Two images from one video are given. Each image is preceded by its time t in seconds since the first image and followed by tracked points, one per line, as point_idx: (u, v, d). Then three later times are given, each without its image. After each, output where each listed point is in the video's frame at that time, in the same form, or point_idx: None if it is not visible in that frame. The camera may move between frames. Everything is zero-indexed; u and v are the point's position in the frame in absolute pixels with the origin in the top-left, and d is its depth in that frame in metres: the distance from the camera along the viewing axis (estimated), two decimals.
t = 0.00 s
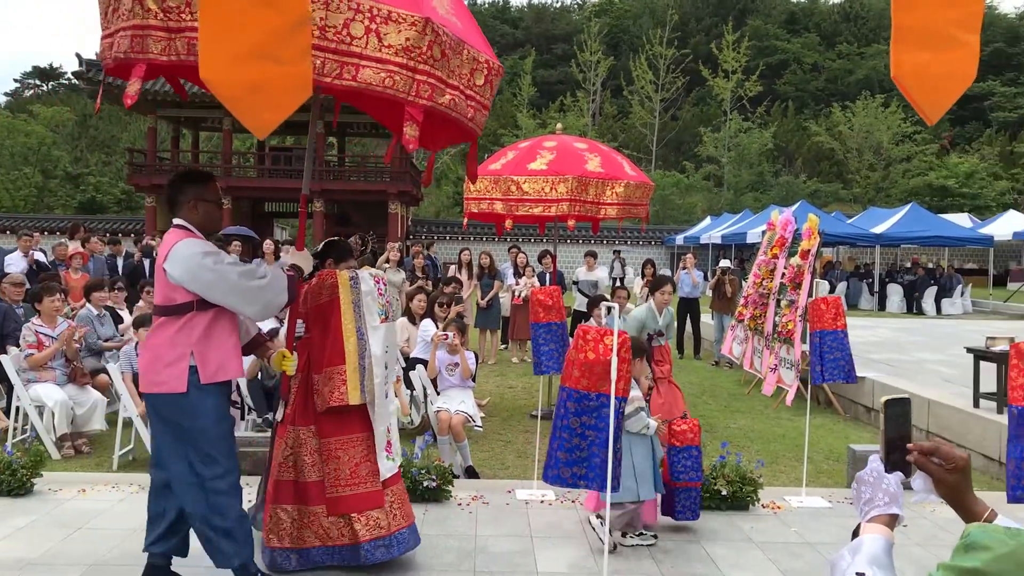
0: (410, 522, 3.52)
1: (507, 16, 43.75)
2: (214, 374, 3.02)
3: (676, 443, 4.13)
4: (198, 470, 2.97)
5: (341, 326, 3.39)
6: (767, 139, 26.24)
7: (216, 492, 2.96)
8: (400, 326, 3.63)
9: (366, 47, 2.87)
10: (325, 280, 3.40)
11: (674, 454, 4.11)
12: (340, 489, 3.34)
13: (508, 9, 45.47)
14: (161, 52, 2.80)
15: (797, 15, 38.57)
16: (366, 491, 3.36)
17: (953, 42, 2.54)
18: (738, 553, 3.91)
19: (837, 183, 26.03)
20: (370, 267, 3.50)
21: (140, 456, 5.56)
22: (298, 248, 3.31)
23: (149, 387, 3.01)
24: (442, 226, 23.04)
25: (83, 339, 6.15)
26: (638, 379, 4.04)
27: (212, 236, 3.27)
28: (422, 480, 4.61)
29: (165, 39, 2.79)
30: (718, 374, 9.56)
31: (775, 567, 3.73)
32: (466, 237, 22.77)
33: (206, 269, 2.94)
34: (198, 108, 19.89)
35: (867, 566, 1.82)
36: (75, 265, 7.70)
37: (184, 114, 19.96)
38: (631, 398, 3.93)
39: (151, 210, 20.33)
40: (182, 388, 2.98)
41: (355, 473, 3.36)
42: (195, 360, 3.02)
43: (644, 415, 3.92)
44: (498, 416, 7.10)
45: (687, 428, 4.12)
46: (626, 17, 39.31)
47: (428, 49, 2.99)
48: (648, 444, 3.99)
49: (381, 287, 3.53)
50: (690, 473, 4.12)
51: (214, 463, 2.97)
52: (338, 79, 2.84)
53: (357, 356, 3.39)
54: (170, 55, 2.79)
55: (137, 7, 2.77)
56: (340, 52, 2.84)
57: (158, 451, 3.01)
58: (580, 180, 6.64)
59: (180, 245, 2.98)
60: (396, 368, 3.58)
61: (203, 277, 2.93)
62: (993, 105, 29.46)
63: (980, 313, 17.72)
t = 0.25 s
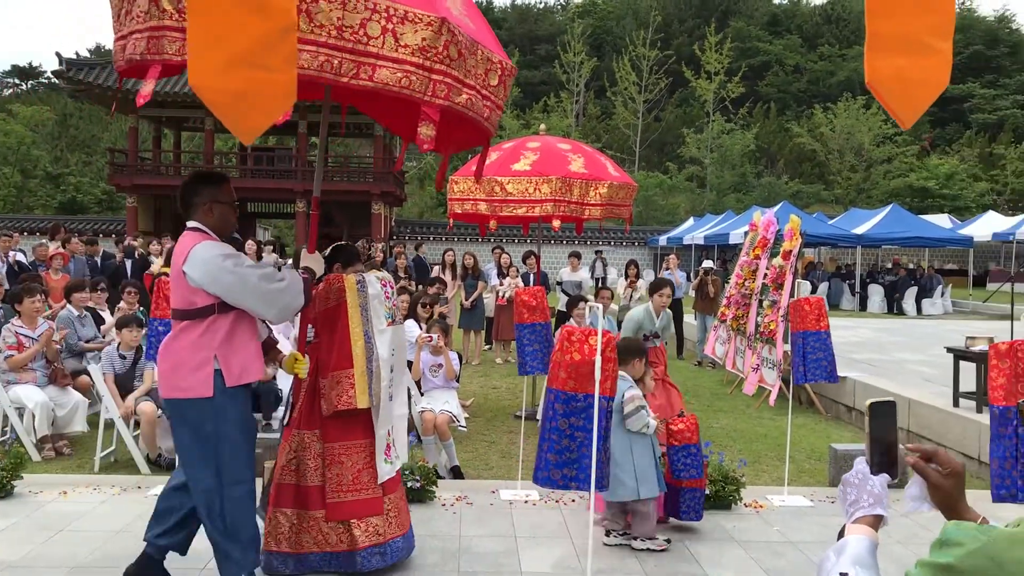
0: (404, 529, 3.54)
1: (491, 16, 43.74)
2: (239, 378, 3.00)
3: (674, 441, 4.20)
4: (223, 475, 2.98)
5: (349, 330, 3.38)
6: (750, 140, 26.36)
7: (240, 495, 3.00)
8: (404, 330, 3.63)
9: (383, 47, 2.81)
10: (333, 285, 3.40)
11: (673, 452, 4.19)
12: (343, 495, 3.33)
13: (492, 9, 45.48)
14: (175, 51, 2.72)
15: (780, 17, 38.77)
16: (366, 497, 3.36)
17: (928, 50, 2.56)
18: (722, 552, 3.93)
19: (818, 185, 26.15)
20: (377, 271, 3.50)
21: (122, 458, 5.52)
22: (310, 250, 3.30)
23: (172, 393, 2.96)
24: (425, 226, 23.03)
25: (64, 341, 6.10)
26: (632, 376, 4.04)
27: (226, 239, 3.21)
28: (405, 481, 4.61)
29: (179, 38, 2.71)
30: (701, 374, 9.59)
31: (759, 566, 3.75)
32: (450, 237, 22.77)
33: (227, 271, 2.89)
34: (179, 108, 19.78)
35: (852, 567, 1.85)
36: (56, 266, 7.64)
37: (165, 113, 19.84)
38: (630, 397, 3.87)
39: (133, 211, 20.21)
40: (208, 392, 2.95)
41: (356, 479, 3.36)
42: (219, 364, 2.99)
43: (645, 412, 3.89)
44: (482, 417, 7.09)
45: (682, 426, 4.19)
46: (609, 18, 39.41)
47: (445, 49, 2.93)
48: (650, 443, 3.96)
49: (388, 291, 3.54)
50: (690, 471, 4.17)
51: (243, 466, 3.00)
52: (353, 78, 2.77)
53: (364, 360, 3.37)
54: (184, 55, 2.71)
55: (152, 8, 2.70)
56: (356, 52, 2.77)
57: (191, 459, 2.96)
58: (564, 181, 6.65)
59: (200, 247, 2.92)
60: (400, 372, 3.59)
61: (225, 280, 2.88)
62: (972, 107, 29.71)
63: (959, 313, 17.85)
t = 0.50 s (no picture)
0: (413, 528, 3.58)
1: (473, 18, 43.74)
2: (258, 378, 3.03)
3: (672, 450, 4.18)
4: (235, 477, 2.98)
5: (368, 331, 3.38)
6: (730, 142, 26.48)
7: (249, 499, 3.02)
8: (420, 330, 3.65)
9: (406, 48, 2.83)
10: (350, 287, 3.39)
11: (670, 460, 4.16)
12: (360, 494, 3.33)
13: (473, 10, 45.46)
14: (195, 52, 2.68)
15: (759, 20, 38.99)
16: (382, 495, 3.37)
17: (907, 61, 2.48)
18: (704, 551, 3.97)
19: (798, 186, 26.30)
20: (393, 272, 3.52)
21: (103, 461, 5.49)
22: (322, 252, 3.46)
23: (189, 394, 2.97)
24: (407, 228, 23.00)
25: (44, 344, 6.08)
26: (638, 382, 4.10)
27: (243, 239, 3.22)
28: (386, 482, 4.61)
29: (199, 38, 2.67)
30: (683, 374, 9.64)
31: (740, 566, 3.77)
32: (431, 239, 22.75)
33: (247, 272, 2.92)
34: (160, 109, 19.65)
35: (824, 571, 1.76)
36: (35, 267, 7.58)
37: (145, 114, 19.70)
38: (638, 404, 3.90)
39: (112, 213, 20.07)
40: (226, 393, 2.97)
41: (374, 478, 3.37)
42: (238, 365, 3.01)
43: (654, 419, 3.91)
44: (464, 418, 7.10)
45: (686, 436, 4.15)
46: (591, 20, 39.51)
47: (463, 50, 2.96)
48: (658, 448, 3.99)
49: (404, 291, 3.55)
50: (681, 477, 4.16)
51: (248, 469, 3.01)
52: (376, 78, 2.79)
53: (384, 360, 3.38)
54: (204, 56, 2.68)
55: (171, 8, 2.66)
56: (379, 52, 2.79)
57: (201, 463, 2.95)
58: (545, 183, 6.68)
59: (221, 249, 2.94)
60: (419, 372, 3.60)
61: (246, 281, 2.91)
62: (950, 110, 30.01)
63: (937, 314, 18.01)
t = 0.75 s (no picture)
0: (435, 524, 3.54)
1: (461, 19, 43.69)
2: (269, 379, 3.07)
3: (687, 441, 4.27)
4: (238, 478, 3.01)
5: (382, 329, 3.39)
6: (716, 143, 26.56)
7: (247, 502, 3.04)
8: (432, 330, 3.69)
9: (428, 54, 2.81)
10: (365, 285, 3.40)
11: (684, 452, 4.24)
12: (376, 490, 3.32)
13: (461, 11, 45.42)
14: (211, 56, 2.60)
15: (745, 21, 39.13)
16: (398, 492, 3.36)
17: (900, 55, 2.46)
18: (690, 551, 3.97)
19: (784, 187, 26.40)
20: (406, 271, 3.53)
21: (88, 463, 5.46)
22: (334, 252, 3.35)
23: (199, 394, 3.01)
24: (394, 229, 22.97)
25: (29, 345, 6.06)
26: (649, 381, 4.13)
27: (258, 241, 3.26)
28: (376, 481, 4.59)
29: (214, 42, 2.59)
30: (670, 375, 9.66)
31: (725, 565, 3.78)
32: (418, 240, 22.73)
33: (263, 274, 2.95)
34: (145, 109, 19.53)
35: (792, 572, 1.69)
36: (19, 269, 7.53)
37: (130, 114, 19.58)
38: (652, 401, 3.95)
39: (97, 214, 19.97)
40: (237, 393, 3.01)
41: (390, 475, 3.36)
42: (250, 366, 3.05)
43: (666, 417, 3.96)
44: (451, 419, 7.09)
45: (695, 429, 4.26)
46: (578, 22, 39.55)
47: (483, 55, 2.95)
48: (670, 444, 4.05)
49: (416, 290, 3.58)
50: (694, 470, 4.24)
51: (251, 469, 3.05)
52: (399, 84, 2.76)
53: (399, 358, 3.39)
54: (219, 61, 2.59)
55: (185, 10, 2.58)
56: (400, 58, 2.76)
57: (205, 463, 2.98)
58: (532, 184, 6.68)
59: (237, 252, 2.98)
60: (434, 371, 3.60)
61: (261, 283, 2.94)
62: (934, 111, 30.21)
63: (922, 314, 18.11)
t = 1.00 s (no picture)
0: (457, 527, 3.51)
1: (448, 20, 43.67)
2: (291, 380, 3.08)
3: (699, 444, 4.21)
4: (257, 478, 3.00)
5: (398, 333, 3.46)
6: (702, 145, 26.65)
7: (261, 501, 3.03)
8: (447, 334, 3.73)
9: (450, 64, 2.86)
10: (380, 289, 3.48)
11: (699, 454, 4.19)
12: (391, 492, 3.36)
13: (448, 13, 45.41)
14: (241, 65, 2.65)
15: (731, 24, 39.32)
16: (416, 494, 3.38)
17: (878, 49, 2.58)
18: (676, 552, 3.98)
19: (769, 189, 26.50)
20: (421, 276, 3.59)
21: (71, 466, 5.44)
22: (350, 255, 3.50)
23: (221, 396, 3.02)
24: (380, 230, 22.95)
25: (12, 347, 6.03)
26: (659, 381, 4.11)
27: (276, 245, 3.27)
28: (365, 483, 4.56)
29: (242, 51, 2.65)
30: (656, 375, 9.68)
31: (710, 565, 3.80)
32: (405, 241, 22.71)
33: (284, 277, 2.95)
34: (130, 110, 19.44)
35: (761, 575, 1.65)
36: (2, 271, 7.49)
37: (114, 115, 19.49)
38: (657, 403, 3.93)
39: (82, 215, 19.86)
40: (261, 396, 3.01)
41: (405, 477, 3.39)
42: (272, 368, 3.05)
43: (669, 418, 3.94)
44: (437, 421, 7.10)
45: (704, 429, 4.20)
46: (564, 24, 39.62)
47: (506, 66, 2.98)
48: (671, 444, 4.03)
49: (432, 294, 3.64)
50: (715, 470, 4.19)
51: (268, 469, 3.02)
52: (421, 94, 2.81)
53: (414, 361, 3.46)
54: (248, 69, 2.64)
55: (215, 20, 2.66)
56: (423, 69, 2.82)
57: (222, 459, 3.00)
58: (517, 185, 6.71)
59: (260, 255, 2.98)
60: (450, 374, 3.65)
61: (281, 286, 2.94)
62: (919, 113, 30.40)
63: (906, 314, 18.22)
